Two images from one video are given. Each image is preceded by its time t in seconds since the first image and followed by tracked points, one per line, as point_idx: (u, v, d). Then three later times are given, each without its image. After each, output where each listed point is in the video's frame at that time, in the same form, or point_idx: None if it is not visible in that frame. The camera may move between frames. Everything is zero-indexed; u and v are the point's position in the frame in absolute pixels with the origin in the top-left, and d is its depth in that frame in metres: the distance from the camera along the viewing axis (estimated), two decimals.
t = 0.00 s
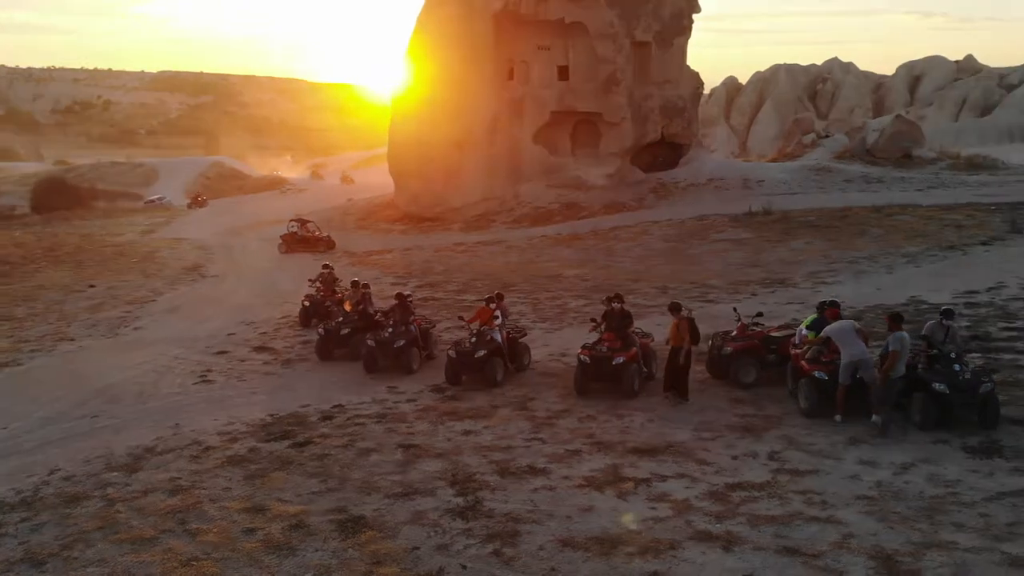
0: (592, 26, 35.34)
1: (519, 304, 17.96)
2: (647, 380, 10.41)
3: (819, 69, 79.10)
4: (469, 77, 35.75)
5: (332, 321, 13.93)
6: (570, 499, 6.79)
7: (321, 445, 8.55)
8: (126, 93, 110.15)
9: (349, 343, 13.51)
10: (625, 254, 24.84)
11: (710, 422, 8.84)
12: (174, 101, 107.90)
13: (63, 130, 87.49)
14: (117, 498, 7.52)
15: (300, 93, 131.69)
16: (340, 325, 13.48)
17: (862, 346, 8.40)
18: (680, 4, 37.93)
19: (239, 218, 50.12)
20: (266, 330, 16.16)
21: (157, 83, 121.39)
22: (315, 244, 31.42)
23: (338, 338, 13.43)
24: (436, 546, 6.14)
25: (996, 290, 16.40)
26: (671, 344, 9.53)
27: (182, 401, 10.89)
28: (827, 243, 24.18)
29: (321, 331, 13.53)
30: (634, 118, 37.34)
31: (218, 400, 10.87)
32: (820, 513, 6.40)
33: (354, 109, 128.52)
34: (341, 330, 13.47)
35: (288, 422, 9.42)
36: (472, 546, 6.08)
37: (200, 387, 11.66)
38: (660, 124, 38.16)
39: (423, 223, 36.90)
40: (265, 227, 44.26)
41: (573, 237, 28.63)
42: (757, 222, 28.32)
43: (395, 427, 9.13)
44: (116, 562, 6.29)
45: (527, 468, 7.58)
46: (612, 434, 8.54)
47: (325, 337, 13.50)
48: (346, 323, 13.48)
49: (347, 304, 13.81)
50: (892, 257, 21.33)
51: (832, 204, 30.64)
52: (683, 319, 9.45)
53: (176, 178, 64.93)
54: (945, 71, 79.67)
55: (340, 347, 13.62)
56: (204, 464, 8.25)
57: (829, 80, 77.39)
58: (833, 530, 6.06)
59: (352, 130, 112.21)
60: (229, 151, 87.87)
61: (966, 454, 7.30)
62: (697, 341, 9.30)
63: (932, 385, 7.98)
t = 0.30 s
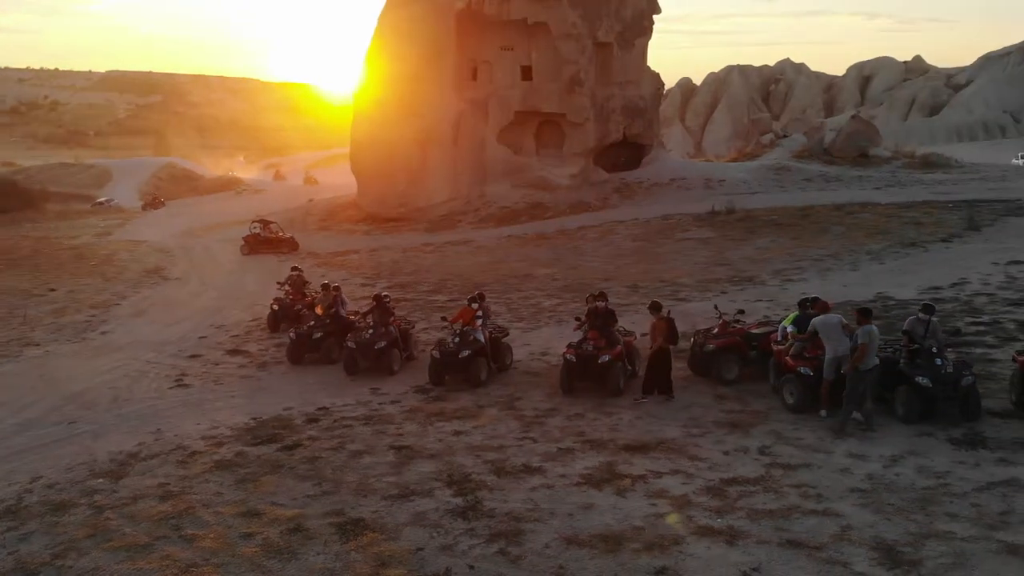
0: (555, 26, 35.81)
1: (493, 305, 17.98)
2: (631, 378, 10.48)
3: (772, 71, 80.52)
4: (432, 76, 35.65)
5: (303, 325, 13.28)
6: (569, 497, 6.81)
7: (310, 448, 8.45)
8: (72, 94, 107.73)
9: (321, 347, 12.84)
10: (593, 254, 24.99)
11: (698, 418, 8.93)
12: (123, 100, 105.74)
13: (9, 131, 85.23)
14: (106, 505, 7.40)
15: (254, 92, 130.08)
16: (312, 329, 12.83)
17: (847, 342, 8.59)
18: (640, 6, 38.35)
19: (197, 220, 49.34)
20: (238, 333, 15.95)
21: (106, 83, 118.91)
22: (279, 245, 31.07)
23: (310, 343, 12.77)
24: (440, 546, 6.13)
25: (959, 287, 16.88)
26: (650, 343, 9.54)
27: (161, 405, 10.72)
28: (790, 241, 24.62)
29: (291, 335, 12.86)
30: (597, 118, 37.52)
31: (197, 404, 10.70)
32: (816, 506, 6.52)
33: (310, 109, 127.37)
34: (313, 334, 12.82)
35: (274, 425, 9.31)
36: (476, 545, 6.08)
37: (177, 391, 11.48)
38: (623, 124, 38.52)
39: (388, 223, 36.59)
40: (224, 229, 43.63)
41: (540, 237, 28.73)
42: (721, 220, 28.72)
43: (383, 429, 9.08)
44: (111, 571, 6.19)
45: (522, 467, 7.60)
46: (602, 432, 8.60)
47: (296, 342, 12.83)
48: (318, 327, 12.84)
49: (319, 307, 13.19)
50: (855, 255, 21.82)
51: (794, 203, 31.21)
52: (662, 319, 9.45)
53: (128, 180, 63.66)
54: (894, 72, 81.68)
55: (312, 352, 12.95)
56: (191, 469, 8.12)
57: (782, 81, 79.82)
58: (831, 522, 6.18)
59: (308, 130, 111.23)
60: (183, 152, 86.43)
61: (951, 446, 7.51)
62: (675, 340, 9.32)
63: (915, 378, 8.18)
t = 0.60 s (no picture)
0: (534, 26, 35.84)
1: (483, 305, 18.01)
2: (632, 375, 10.54)
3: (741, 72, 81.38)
4: (412, 76, 35.64)
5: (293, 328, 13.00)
6: (583, 495, 6.85)
7: (317, 449, 8.42)
8: (38, 95, 106.00)
9: (312, 349, 12.54)
10: (577, 253, 25.06)
11: (702, 414, 8.99)
12: (89, 101, 104.08)
13: None
14: (114, 509, 7.33)
15: (224, 92, 128.83)
16: (303, 330, 12.53)
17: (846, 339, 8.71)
18: (618, 7, 38.70)
19: (172, 221, 48.81)
20: (227, 334, 15.81)
21: (72, 82, 117.10)
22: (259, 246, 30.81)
23: (301, 344, 12.47)
24: (461, 545, 6.14)
25: (941, 284, 17.21)
26: (643, 340, 9.70)
27: (158, 407, 10.62)
28: (772, 240, 24.86)
29: (282, 336, 12.55)
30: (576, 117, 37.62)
31: (195, 406, 10.61)
32: (829, 500, 6.61)
33: (282, 109, 126.52)
34: (305, 335, 12.51)
35: (276, 426, 9.26)
36: (497, 544, 6.10)
37: (171, 393, 11.37)
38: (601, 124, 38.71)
39: (367, 223, 36.46)
40: (200, 229, 43.23)
41: (524, 236, 28.75)
42: (702, 219, 28.90)
43: (388, 429, 9.05)
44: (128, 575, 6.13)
45: (533, 465, 7.63)
46: (608, 430, 8.64)
47: (286, 343, 12.52)
48: (310, 328, 12.55)
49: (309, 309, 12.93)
50: (837, 253, 22.09)
51: (773, 202, 31.56)
52: (652, 317, 9.58)
53: (98, 181, 62.77)
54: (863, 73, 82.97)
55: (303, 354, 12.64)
56: (198, 471, 8.05)
57: (752, 82, 81.12)
58: (846, 516, 6.27)
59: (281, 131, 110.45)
60: (153, 153, 85.43)
61: (955, 440, 7.67)
62: (666, 337, 9.45)
63: (916, 373, 8.34)
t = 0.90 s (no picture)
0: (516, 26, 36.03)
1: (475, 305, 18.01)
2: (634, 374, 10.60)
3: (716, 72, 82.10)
4: (394, 76, 35.61)
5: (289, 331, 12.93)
6: (601, 492, 6.88)
7: (327, 450, 8.40)
8: (7, 95, 104.38)
9: (309, 351, 12.42)
10: (564, 253, 25.11)
11: (708, 412, 9.07)
12: (57, 101, 102.58)
13: None
14: (126, 512, 7.27)
15: (198, 92, 127.70)
16: (300, 332, 12.45)
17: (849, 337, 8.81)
18: (599, 8, 39.14)
19: (151, 223, 48.36)
20: (219, 336, 15.69)
21: (42, 82, 115.43)
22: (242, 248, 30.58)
23: (298, 345, 12.38)
24: (484, 543, 6.14)
25: (928, 281, 17.46)
26: (643, 339, 9.84)
27: (159, 410, 10.53)
28: (757, 238, 25.06)
29: (279, 338, 12.48)
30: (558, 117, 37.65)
31: (197, 408, 10.55)
32: (844, 494, 6.70)
33: (257, 110, 125.64)
34: (301, 336, 12.42)
35: (283, 428, 9.22)
36: (520, 542, 6.11)
37: (170, 396, 11.27)
38: (584, 124, 38.80)
39: (350, 223, 36.44)
40: (180, 231, 42.85)
41: (510, 236, 28.77)
42: (687, 218, 29.08)
43: (396, 429, 9.04)
44: None
45: (547, 464, 7.66)
46: (617, 428, 8.68)
47: (283, 345, 12.44)
48: (306, 329, 12.47)
49: (305, 311, 12.87)
50: (823, 251, 22.34)
51: (756, 202, 31.83)
52: (651, 316, 9.74)
53: (71, 183, 61.95)
54: (835, 73, 83.98)
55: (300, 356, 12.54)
56: (207, 474, 8.00)
57: (727, 82, 81.95)
58: (863, 510, 6.35)
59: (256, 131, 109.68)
60: (127, 154, 84.48)
61: (961, 435, 7.79)
62: (664, 334, 9.59)
63: (921, 369, 8.43)
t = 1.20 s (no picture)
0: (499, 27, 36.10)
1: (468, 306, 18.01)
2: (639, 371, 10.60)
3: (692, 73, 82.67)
4: (378, 76, 35.33)
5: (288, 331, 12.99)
6: (619, 490, 6.90)
7: (338, 451, 8.37)
8: None
9: (309, 352, 12.48)
10: (551, 253, 25.16)
11: (716, 410, 9.13)
12: (27, 101, 101.18)
13: None
14: (141, 517, 7.20)
15: (172, 92, 126.54)
16: (300, 333, 12.49)
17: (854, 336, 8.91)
18: (581, 9, 39.29)
19: (129, 224, 47.90)
20: (213, 338, 15.57)
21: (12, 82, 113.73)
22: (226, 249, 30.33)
23: (298, 346, 12.43)
24: (509, 542, 6.15)
25: (916, 279, 17.70)
26: (643, 339, 9.76)
27: (162, 412, 10.42)
28: (743, 237, 25.28)
29: (279, 339, 12.53)
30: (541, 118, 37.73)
31: (199, 410, 10.46)
32: (861, 490, 6.79)
33: (232, 111, 124.71)
34: (302, 338, 12.46)
35: (290, 430, 9.16)
36: (545, 540, 6.12)
37: (170, 398, 11.16)
38: (567, 125, 38.87)
39: (334, 223, 36.08)
40: (160, 232, 42.44)
41: (497, 236, 28.80)
42: (672, 218, 29.25)
43: (406, 430, 9.03)
44: None
45: (562, 463, 7.68)
46: (626, 426, 8.72)
47: (284, 346, 12.49)
48: (306, 331, 12.51)
49: (304, 312, 12.91)
50: (810, 250, 22.58)
51: (740, 201, 32.07)
52: (650, 316, 9.63)
53: (44, 185, 61.21)
54: (809, 74, 84.82)
55: (300, 357, 12.60)
56: (219, 476, 7.94)
57: (702, 83, 82.50)
58: (881, 505, 6.44)
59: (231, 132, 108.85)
60: (101, 155, 83.51)
61: (968, 430, 7.92)
62: (664, 334, 9.51)
63: (926, 365, 8.55)
